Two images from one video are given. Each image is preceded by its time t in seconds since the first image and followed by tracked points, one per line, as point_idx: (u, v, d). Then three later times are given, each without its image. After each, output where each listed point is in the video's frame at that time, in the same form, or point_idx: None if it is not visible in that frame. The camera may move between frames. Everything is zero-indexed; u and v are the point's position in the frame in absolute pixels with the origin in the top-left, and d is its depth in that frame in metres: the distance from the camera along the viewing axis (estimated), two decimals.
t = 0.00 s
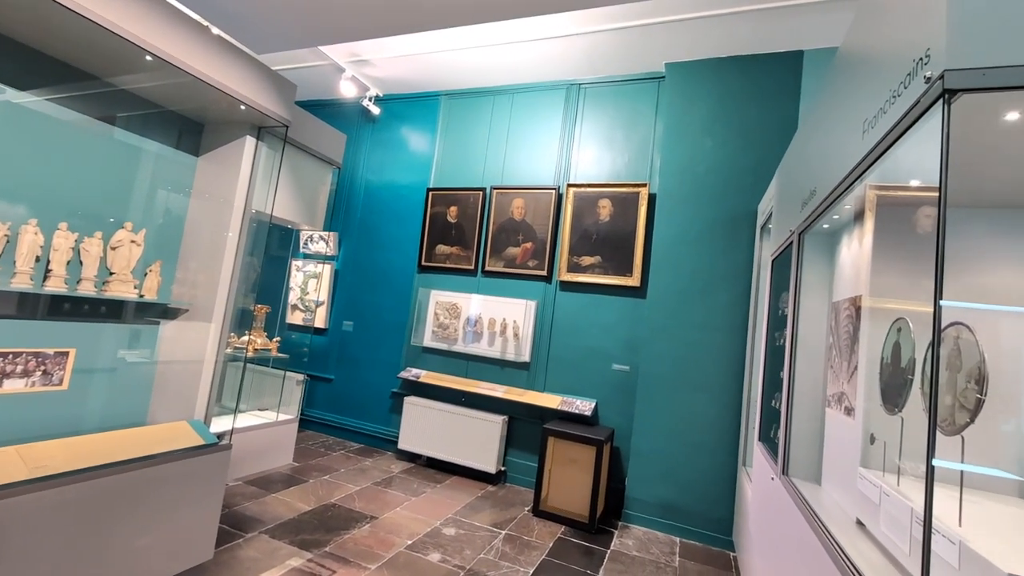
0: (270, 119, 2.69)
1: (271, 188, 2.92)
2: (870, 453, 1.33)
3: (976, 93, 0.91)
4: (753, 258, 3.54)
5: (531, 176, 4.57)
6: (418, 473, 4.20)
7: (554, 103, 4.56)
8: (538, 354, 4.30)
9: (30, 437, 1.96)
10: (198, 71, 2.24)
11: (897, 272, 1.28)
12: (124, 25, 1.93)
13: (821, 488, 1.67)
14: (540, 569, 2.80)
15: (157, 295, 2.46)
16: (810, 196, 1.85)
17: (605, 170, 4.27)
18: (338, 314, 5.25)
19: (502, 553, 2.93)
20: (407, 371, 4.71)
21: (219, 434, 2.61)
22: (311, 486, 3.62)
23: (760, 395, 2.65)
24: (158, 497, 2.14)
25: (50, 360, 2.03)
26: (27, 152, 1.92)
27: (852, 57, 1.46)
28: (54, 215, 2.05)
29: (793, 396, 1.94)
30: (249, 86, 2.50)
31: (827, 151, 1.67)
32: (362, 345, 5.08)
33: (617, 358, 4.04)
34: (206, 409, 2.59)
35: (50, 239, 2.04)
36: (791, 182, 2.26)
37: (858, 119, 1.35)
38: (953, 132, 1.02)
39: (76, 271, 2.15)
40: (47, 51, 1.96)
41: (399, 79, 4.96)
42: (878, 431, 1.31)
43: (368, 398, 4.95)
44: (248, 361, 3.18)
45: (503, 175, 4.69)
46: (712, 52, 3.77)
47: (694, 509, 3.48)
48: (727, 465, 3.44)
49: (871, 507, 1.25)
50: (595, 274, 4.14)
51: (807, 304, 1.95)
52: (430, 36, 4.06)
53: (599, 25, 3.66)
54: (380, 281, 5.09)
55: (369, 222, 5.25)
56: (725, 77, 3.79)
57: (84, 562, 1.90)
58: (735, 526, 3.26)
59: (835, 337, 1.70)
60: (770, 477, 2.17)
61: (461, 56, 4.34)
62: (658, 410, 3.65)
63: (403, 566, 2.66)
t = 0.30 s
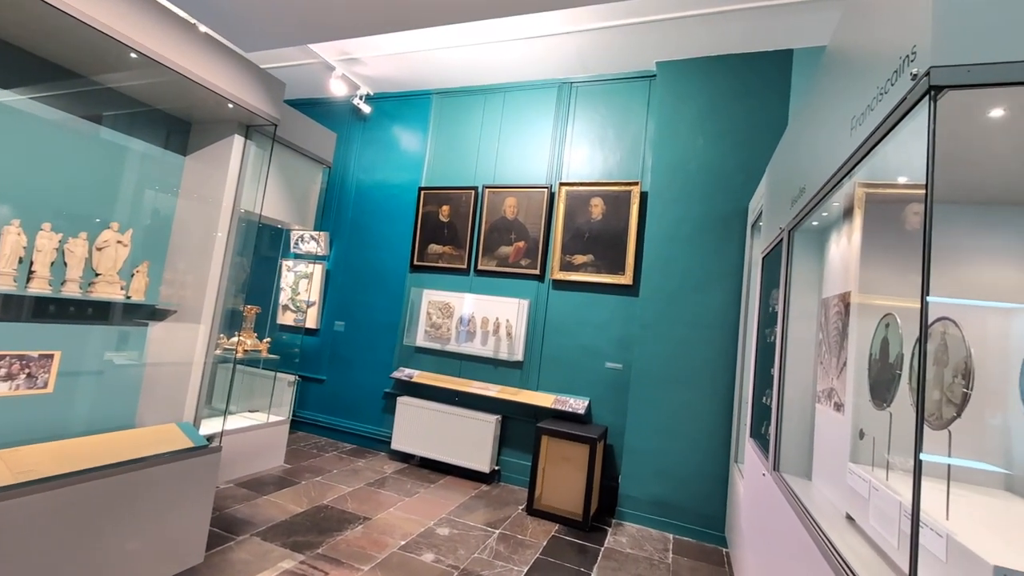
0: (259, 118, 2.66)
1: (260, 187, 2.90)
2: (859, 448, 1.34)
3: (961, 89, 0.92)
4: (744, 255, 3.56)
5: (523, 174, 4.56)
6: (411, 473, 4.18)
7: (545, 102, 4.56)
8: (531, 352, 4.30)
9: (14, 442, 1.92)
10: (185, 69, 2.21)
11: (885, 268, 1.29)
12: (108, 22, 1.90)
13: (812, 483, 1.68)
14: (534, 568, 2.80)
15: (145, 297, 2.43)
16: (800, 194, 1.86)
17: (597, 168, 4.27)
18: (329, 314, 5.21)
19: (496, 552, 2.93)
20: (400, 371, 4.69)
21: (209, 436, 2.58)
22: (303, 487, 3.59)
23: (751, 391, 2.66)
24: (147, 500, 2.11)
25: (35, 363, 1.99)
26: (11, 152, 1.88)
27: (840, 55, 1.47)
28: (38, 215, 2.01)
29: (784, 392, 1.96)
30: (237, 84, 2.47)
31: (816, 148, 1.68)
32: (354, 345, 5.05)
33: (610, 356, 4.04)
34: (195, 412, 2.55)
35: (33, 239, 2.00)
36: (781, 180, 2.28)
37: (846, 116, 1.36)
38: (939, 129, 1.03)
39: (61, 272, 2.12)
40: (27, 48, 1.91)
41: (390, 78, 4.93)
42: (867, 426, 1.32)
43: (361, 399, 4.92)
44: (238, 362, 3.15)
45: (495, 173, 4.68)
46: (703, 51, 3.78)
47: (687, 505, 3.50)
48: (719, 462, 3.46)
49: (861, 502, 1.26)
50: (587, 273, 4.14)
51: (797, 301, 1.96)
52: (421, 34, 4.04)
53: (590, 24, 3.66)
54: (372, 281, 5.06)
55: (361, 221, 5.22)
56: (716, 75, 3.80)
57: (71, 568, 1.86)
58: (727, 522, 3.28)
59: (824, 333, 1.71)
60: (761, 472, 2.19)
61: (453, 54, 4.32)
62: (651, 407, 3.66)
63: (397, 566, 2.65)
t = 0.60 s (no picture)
0: (246, 116, 2.63)
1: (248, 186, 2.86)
2: (847, 443, 1.35)
3: (945, 86, 0.92)
4: (734, 253, 3.58)
5: (515, 173, 4.55)
6: (404, 474, 4.16)
7: (536, 100, 4.55)
8: (524, 351, 4.30)
9: None
10: (170, 67, 2.18)
11: (871, 265, 1.30)
12: (88, 18, 1.86)
13: (801, 478, 1.70)
14: (527, 566, 2.80)
15: (130, 298, 2.39)
16: (788, 190, 1.87)
17: (588, 166, 4.27)
18: (320, 315, 5.17)
19: (489, 551, 2.92)
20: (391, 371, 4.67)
21: (198, 439, 2.55)
22: (294, 489, 3.56)
23: (742, 388, 2.68)
24: (136, 504, 2.08)
25: (17, 366, 1.94)
26: None
27: (827, 53, 1.48)
28: (19, 215, 1.97)
29: (774, 388, 1.97)
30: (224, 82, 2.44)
31: (804, 145, 1.69)
32: (345, 345, 5.01)
33: (602, 354, 4.05)
34: (183, 413, 2.53)
35: (13, 240, 1.96)
36: (770, 177, 2.29)
37: (833, 113, 1.37)
38: (924, 125, 1.03)
39: (42, 274, 2.08)
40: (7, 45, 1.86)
41: (379, 76, 4.90)
42: (855, 421, 1.32)
43: (352, 399, 4.90)
44: (226, 364, 3.11)
45: (486, 172, 4.67)
46: (693, 49, 3.80)
47: (679, 502, 3.52)
48: (711, 458, 3.49)
49: (849, 496, 1.27)
50: (579, 271, 4.15)
51: (786, 297, 1.97)
52: (411, 32, 4.02)
53: (581, 21, 3.65)
54: (363, 281, 5.03)
55: (351, 221, 5.18)
56: (706, 73, 3.82)
57: None
58: (719, 517, 3.31)
59: (813, 329, 1.72)
60: (751, 468, 2.21)
61: (443, 52, 4.30)
62: (643, 404, 3.68)
63: (389, 567, 2.63)
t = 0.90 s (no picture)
0: (231, 115, 2.59)
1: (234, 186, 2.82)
2: (833, 437, 1.37)
3: (927, 82, 0.93)
4: (723, 251, 3.61)
5: (505, 172, 4.55)
6: (396, 474, 4.14)
7: (526, 98, 4.55)
8: (515, 350, 4.29)
9: None
10: (153, 66, 2.14)
11: (857, 260, 1.31)
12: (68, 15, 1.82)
13: (789, 473, 1.71)
14: (520, 565, 2.80)
15: (114, 300, 2.36)
16: (775, 187, 1.89)
17: (578, 165, 4.28)
18: (309, 315, 5.12)
19: (481, 550, 2.92)
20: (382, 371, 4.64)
21: (185, 442, 2.51)
22: (285, 491, 3.53)
23: (732, 384, 2.69)
24: (121, 509, 2.05)
25: None
26: None
27: (812, 51, 1.49)
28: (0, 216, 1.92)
29: (762, 383, 1.99)
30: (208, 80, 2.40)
31: (790, 142, 1.70)
32: (335, 346, 4.97)
33: (593, 352, 4.06)
34: (170, 416, 2.49)
35: None
36: (757, 175, 2.31)
37: (818, 110, 1.38)
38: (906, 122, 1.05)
39: (23, 275, 2.04)
40: None
41: (367, 74, 4.86)
42: (842, 416, 1.34)
43: (343, 400, 4.86)
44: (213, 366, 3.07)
45: (476, 171, 4.65)
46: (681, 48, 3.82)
47: (671, 498, 3.54)
48: (701, 454, 3.51)
49: (836, 490, 1.28)
50: (570, 269, 4.15)
51: (773, 294, 1.99)
52: (399, 30, 3.99)
53: (570, 19, 3.65)
54: (352, 280, 5.00)
55: (340, 220, 5.14)
56: (694, 72, 3.83)
57: None
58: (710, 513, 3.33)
59: (800, 325, 1.74)
60: (741, 463, 2.22)
61: (432, 50, 4.27)
62: (634, 402, 3.69)
63: (381, 568, 2.62)
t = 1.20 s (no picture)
0: (216, 114, 2.56)
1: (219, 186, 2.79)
2: (820, 432, 1.38)
3: (908, 79, 0.94)
4: (711, 249, 3.64)
5: (494, 171, 4.54)
6: (387, 475, 4.12)
7: (515, 97, 4.54)
8: (506, 349, 4.29)
9: None
10: (135, 64, 2.10)
11: (841, 256, 1.33)
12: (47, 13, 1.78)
13: (777, 468, 1.73)
14: (512, 564, 2.80)
15: (97, 302, 2.31)
16: (761, 185, 1.90)
17: (568, 164, 4.28)
18: (298, 317, 5.07)
19: (474, 551, 2.91)
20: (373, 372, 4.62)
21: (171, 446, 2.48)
22: (274, 495, 3.50)
23: (720, 381, 2.71)
24: (106, 516, 2.01)
25: None
26: None
27: (796, 49, 1.51)
28: None
29: (750, 379, 2.02)
30: (192, 79, 2.37)
31: (776, 140, 1.72)
32: (324, 348, 4.93)
33: (584, 350, 4.07)
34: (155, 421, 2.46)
35: None
36: (744, 173, 2.32)
37: (803, 107, 1.39)
38: (888, 118, 1.06)
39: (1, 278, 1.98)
40: None
41: (355, 73, 4.82)
42: (827, 411, 1.35)
43: (333, 401, 4.82)
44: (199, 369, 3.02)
45: (465, 170, 4.64)
46: (670, 47, 3.83)
47: (662, 495, 3.56)
48: (692, 451, 3.54)
49: (823, 484, 1.30)
50: (560, 268, 4.15)
51: (760, 291, 2.01)
52: (387, 28, 3.96)
53: (558, 18, 3.64)
54: (342, 281, 4.96)
55: (329, 220, 5.10)
56: (682, 71, 3.85)
57: None
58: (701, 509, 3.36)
59: (787, 321, 1.75)
60: (729, 459, 2.24)
61: (420, 49, 4.25)
62: (625, 400, 3.70)
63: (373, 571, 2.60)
